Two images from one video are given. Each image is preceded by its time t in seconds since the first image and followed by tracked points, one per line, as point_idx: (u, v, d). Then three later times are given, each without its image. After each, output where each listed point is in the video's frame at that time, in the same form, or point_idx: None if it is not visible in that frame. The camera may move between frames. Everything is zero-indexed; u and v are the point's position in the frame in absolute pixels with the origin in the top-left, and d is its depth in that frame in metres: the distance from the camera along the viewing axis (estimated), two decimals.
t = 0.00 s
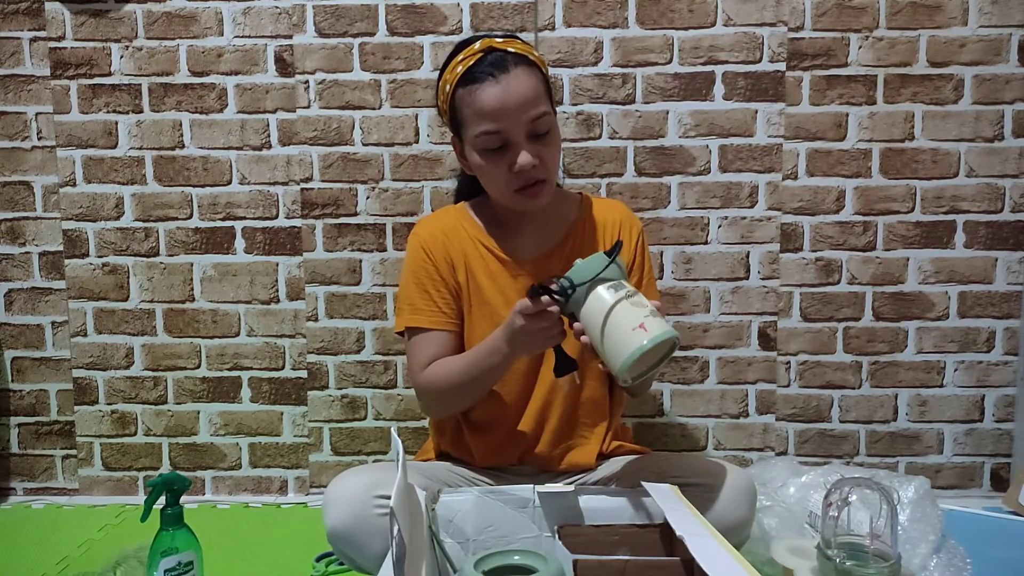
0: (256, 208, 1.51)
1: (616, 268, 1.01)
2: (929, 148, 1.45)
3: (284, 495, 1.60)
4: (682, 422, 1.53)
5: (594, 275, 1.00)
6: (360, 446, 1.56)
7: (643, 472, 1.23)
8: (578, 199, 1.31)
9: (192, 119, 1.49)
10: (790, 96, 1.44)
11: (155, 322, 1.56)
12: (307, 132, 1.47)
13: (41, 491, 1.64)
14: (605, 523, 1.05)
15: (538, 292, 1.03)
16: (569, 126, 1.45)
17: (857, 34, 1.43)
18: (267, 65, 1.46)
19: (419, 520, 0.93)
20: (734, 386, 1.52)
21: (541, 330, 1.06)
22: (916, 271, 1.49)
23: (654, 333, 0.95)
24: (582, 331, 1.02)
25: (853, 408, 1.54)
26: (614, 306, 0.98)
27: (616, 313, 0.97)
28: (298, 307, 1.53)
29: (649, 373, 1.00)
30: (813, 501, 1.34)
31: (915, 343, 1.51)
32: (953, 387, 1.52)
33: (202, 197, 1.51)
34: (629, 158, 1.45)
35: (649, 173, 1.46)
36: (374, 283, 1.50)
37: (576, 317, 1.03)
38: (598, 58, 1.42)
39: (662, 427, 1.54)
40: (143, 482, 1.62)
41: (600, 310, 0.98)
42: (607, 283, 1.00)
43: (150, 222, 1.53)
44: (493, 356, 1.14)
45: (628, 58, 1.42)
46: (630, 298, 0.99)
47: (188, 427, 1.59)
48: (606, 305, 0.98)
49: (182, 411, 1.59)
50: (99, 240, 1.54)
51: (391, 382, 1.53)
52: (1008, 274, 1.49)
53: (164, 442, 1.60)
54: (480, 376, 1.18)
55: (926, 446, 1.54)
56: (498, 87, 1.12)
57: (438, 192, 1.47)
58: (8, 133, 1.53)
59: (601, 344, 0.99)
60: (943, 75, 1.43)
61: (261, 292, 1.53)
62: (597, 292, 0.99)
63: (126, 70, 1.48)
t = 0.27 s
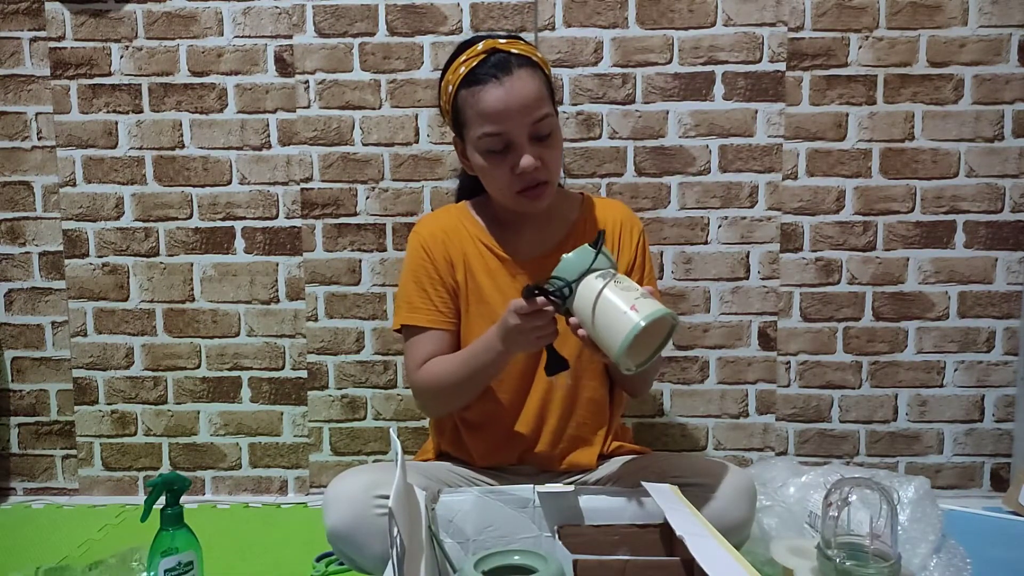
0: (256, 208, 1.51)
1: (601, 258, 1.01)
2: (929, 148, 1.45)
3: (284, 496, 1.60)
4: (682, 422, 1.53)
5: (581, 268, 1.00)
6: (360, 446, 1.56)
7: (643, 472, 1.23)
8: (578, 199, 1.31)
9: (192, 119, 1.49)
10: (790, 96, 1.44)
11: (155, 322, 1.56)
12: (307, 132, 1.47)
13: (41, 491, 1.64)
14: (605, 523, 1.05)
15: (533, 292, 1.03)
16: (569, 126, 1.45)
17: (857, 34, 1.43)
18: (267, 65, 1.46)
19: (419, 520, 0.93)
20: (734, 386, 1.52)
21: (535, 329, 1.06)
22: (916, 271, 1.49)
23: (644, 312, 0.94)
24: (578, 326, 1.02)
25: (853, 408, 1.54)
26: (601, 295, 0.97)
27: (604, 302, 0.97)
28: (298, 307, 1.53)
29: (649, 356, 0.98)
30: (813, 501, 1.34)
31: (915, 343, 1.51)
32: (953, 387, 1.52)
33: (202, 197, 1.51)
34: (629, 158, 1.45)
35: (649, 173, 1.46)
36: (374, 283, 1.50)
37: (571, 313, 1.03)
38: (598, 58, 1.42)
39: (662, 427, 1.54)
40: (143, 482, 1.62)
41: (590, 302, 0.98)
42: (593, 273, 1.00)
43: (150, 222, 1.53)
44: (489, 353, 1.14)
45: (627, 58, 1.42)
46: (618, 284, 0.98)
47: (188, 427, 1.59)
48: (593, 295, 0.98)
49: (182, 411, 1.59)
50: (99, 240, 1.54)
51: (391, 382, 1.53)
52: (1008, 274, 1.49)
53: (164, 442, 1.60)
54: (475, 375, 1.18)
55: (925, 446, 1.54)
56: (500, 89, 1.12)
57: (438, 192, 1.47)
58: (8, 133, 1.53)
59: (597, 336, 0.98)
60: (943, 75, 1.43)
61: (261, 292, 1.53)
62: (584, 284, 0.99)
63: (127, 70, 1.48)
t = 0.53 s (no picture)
0: (256, 208, 1.51)
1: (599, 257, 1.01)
2: (929, 148, 1.45)
3: (284, 496, 1.60)
4: (682, 422, 1.53)
5: (577, 268, 1.00)
6: (360, 446, 1.56)
7: (642, 472, 1.23)
8: (579, 199, 1.30)
9: (192, 119, 1.49)
10: (790, 96, 1.43)
11: (155, 322, 1.56)
12: (307, 132, 1.47)
13: (41, 491, 1.64)
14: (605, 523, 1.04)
15: (529, 291, 1.04)
16: (569, 126, 1.45)
17: (857, 34, 1.42)
18: (267, 65, 1.46)
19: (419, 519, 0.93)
20: (734, 386, 1.52)
21: (530, 328, 1.07)
22: (916, 271, 1.49)
23: (640, 311, 0.93)
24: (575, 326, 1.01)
25: (853, 408, 1.54)
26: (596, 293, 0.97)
27: (599, 299, 0.96)
28: (298, 307, 1.53)
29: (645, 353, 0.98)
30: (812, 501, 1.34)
31: (915, 343, 1.51)
32: (953, 387, 1.52)
33: (201, 197, 1.51)
34: (629, 158, 1.45)
35: (649, 173, 1.46)
36: (374, 283, 1.50)
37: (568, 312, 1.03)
38: (598, 58, 1.42)
39: (662, 428, 1.54)
40: (143, 482, 1.62)
41: (585, 300, 0.98)
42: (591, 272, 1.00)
43: (150, 222, 1.53)
44: (484, 353, 1.14)
45: (627, 58, 1.42)
46: (614, 282, 0.98)
47: (188, 427, 1.59)
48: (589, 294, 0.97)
49: (182, 411, 1.59)
50: (99, 240, 1.54)
51: (391, 382, 1.53)
52: (1008, 274, 1.49)
53: (164, 442, 1.60)
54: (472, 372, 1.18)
55: (925, 446, 1.54)
56: (499, 89, 1.12)
57: (438, 192, 1.47)
58: (8, 133, 1.53)
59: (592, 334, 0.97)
60: (943, 75, 1.43)
61: (261, 292, 1.53)
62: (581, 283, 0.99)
63: (126, 70, 1.48)
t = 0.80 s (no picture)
0: (256, 208, 1.51)
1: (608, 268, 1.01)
2: (929, 148, 1.45)
3: (284, 495, 1.60)
4: (682, 422, 1.53)
5: (586, 277, 1.00)
6: (360, 446, 1.56)
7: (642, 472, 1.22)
8: (580, 200, 1.31)
9: (191, 119, 1.49)
10: (789, 96, 1.43)
11: (155, 322, 1.56)
12: (307, 132, 1.47)
13: (41, 491, 1.64)
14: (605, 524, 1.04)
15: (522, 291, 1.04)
16: (569, 126, 1.45)
17: (857, 34, 1.42)
18: (267, 65, 1.46)
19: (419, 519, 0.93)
20: (734, 386, 1.52)
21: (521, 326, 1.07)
22: (916, 271, 1.49)
23: (647, 336, 0.96)
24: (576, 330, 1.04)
25: (853, 408, 1.54)
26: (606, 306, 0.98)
27: (609, 313, 0.98)
28: (298, 307, 1.53)
29: (645, 369, 1.00)
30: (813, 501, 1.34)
31: (914, 343, 1.51)
32: (953, 387, 1.52)
33: (201, 197, 1.51)
34: (629, 158, 1.45)
35: (649, 174, 1.46)
36: (373, 283, 1.50)
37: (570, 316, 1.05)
38: (598, 58, 1.42)
39: (662, 428, 1.54)
40: (143, 482, 1.62)
41: (593, 312, 0.99)
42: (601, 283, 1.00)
43: (150, 222, 1.53)
44: (471, 347, 1.14)
45: (627, 58, 1.42)
46: (623, 297, 0.99)
47: (188, 427, 1.59)
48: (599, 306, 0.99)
49: (182, 411, 1.59)
50: (99, 240, 1.54)
51: (391, 382, 1.53)
52: (1008, 274, 1.49)
53: (164, 442, 1.60)
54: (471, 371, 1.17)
55: (925, 446, 1.54)
56: (499, 93, 1.12)
57: (438, 192, 1.47)
58: (8, 133, 1.53)
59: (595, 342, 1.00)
60: (943, 75, 1.43)
61: (261, 292, 1.53)
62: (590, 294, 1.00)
63: (126, 70, 1.48)
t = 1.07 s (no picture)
0: (256, 208, 1.51)
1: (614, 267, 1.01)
2: (929, 148, 1.45)
3: (284, 495, 1.60)
4: (682, 422, 1.53)
5: (594, 274, 1.00)
6: (360, 446, 1.56)
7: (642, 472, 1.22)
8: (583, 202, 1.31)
9: (191, 119, 1.49)
10: (789, 96, 1.43)
11: (155, 322, 1.56)
12: (307, 132, 1.47)
13: (41, 491, 1.64)
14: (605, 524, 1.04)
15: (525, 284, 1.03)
16: (569, 126, 1.45)
17: (857, 34, 1.42)
18: (267, 65, 1.46)
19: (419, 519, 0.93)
20: (734, 386, 1.52)
21: (521, 319, 1.06)
22: (916, 271, 1.49)
23: (651, 338, 0.96)
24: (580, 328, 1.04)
25: (853, 408, 1.54)
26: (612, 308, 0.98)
27: (614, 313, 0.98)
28: (298, 307, 1.53)
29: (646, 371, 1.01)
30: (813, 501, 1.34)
31: (914, 343, 1.51)
32: (953, 387, 1.52)
33: (201, 197, 1.51)
34: (629, 158, 1.45)
35: (649, 174, 1.46)
36: (374, 283, 1.50)
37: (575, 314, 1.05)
38: (598, 58, 1.42)
39: (662, 428, 1.54)
40: (143, 482, 1.62)
41: (598, 310, 0.99)
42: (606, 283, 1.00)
43: (150, 222, 1.53)
44: (474, 345, 1.14)
45: (627, 58, 1.42)
46: (630, 298, 0.99)
47: (188, 427, 1.59)
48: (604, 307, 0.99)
49: (182, 411, 1.59)
50: (99, 240, 1.54)
51: (391, 382, 1.53)
52: (1008, 274, 1.49)
53: (164, 442, 1.60)
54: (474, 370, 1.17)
55: (925, 446, 1.54)
56: (499, 97, 1.12)
57: (438, 192, 1.47)
58: (8, 133, 1.53)
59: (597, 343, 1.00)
60: (943, 75, 1.43)
61: (261, 292, 1.53)
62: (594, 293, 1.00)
63: (126, 70, 1.48)
